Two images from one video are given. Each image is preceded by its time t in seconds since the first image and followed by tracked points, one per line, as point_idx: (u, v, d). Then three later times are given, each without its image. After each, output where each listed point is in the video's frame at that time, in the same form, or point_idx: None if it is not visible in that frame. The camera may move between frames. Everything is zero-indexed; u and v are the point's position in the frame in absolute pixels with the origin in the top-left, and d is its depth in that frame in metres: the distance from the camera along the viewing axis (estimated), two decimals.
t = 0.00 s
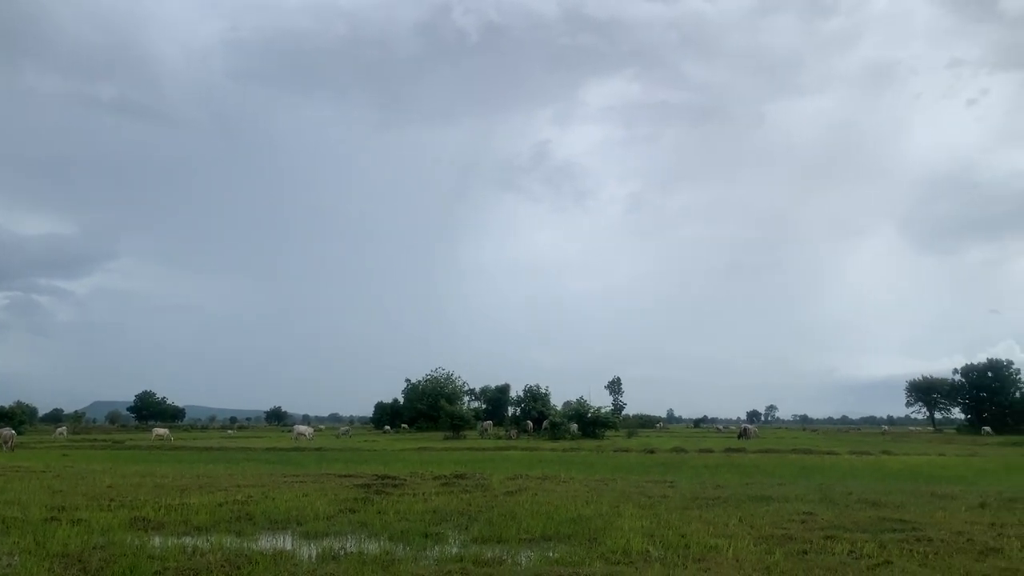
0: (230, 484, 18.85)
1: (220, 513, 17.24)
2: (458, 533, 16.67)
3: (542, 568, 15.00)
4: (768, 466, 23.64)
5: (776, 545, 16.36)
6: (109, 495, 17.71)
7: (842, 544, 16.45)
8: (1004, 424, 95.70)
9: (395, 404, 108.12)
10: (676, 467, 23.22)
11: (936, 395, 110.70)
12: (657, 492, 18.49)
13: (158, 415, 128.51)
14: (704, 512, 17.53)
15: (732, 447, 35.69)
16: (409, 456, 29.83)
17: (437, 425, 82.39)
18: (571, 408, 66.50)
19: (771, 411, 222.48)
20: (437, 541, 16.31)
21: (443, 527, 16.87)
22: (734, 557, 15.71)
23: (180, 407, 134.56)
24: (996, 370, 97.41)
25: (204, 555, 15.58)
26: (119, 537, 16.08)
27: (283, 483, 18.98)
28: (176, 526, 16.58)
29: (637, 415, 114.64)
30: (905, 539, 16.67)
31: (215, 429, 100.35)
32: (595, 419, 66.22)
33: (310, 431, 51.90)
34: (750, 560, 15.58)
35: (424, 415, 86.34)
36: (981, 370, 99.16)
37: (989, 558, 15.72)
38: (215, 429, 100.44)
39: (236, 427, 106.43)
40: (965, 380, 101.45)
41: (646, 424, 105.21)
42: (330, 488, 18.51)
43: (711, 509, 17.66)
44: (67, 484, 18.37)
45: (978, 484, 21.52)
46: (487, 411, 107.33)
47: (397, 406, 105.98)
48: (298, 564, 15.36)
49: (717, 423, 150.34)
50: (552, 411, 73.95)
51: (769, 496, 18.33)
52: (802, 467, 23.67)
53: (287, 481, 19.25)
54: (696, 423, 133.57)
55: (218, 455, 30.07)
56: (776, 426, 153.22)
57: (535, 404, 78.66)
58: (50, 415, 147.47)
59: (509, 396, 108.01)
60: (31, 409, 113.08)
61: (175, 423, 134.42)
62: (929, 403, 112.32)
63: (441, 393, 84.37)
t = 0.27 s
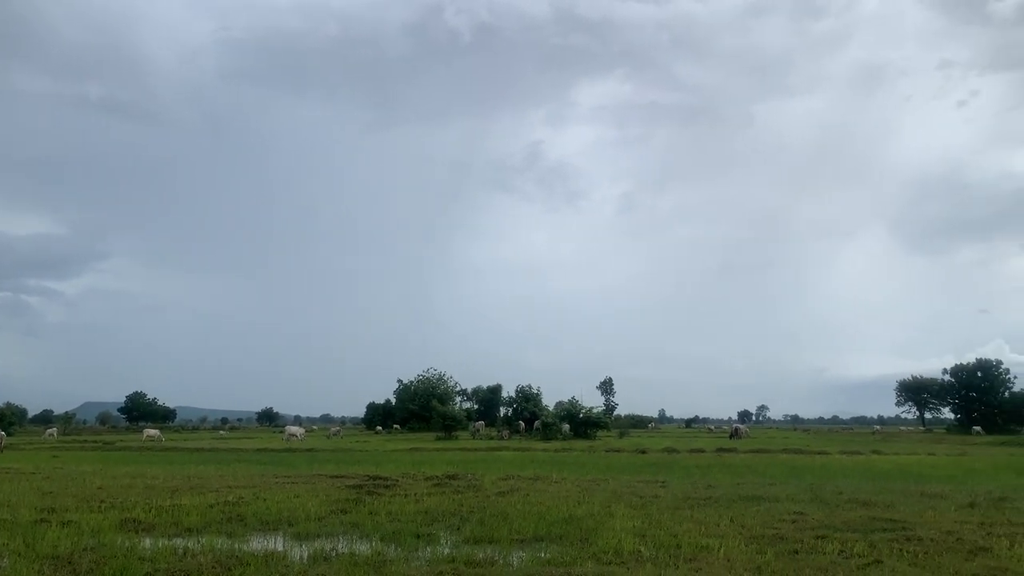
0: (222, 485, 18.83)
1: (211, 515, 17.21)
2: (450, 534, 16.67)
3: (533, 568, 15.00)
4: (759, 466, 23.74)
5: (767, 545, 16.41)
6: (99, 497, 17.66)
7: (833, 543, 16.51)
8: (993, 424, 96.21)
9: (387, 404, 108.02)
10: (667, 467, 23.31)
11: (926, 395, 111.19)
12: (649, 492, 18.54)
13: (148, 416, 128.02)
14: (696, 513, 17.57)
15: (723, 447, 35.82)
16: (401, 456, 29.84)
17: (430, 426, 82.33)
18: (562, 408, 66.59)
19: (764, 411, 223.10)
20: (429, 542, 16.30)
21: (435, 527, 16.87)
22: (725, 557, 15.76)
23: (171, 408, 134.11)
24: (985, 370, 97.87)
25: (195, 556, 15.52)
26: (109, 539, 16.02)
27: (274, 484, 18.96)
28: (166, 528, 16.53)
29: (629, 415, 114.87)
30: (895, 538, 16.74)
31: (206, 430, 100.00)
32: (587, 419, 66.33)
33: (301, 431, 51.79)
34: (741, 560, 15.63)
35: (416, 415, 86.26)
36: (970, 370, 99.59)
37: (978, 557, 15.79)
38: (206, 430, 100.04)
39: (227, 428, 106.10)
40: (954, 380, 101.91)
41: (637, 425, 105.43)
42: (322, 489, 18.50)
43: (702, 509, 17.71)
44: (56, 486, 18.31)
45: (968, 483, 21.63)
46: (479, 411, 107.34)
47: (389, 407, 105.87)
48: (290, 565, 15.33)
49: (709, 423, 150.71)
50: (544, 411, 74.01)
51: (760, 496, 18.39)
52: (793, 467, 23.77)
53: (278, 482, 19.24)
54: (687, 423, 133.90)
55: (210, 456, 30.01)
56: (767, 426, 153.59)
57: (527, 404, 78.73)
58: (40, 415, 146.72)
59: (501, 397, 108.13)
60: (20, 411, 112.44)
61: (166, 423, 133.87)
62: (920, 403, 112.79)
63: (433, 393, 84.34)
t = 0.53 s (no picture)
0: (214, 486, 18.80)
1: (204, 516, 17.17)
2: (443, 535, 16.66)
3: (527, 570, 14.99)
4: (752, 467, 23.80)
5: (760, 546, 16.44)
6: (91, 498, 17.61)
7: (826, 544, 16.55)
8: (985, 424, 96.66)
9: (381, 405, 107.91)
10: (661, 468, 23.35)
11: (919, 396, 111.56)
12: (642, 493, 18.57)
13: (141, 416, 127.63)
14: (689, 514, 17.59)
15: (716, 449, 35.88)
16: (395, 457, 29.84)
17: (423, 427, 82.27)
18: (556, 409, 66.61)
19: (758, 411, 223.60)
20: (422, 544, 16.27)
21: (428, 528, 16.85)
22: (718, 558, 15.78)
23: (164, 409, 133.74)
24: (977, 372, 98.23)
25: (188, 557, 15.46)
26: (101, 540, 15.96)
27: (267, 485, 18.93)
28: (159, 529, 16.48)
29: (622, 416, 115.04)
30: (888, 539, 16.79)
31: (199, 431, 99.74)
32: (580, 420, 66.38)
33: (294, 432, 51.70)
34: (734, 561, 15.65)
35: (410, 416, 86.17)
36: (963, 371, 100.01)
37: (970, 558, 15.85)
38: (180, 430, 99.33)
39: (220, 429, 105.84)
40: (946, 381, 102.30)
41: (631, 425, 105.57)
42: (315, 490, 18.48)
43: (696, 510, 17.73)
44: (48, 487, 18.24)
45: (960, 484, 21.72)
46: (473, 412, 107.30)
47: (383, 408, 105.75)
48: (283, 566, 15.28)
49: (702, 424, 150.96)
50: (537, 412, 74.04)
51: (753, 497, 18.43)
52: (786, 468, 23.83)
53: (271, 483, 19.21)
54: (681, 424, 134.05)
55: (203, 457, 29.94)
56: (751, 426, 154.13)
57: (520, 405, 78.75)
58: (33, 415, 146.15)
59: (495, 398, 108.18)
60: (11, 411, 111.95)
61: (159, 423, 133.48)
62: (912, 404, 113.19)
63: (427, 394, 84.28)
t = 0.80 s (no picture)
0: (207, 486, 18.76)
1: (196, 516, 17.13)
2: (436, 535, 16.64)
3: (520, 570, 14.97)
4: (745, 468, 23.86)
5: (753, 546, 16.46)
6: (83, 498, 17.55)
7: (818, 545, 16.58)
8: (976, 425, 97.13)
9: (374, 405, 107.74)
10: (653, 469, 23.39)
11: (911, 397, 111.90)
12: (635, 493, 18.59)
13: (133, 417, 127.23)
14: (682, 514, 17.61)
15: (709, 449, 35.95)
16: (388, 457, 29.80)
17: (417, 427, 82.15)
18: (549, 410, 66.64)
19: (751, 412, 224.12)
20: (415, 544, 16.25)
21: (421, 529, 16.83)
22: (711, 559, 15.79)
23: (156, 409, 133.39)
24: (969, 373, 98.59)
25: (180, 558, 15.41)
26: (92, 540, 15.90)
27: (260, 485, 18.90)
28: (150, 529, 16.42)
29: (615, 416, 115.18)
30: (880, 540, 16.83)
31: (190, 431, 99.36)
32: (574, 420, 66.43)
33: (286, 432, 51.55)
34: (727, 561, 15.66)
35: (403, 416, 86.03)
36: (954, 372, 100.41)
37: (962, 559, 15.90)
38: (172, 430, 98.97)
39: (212, 429, 105.53)
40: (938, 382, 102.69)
41: (624, 426, 105.70)
42: (307, 490, 18.46)
43: (689, 511, 17.75)
44: (39, 487, 18.17)
45: (952, 485, 21.81)
46: (466, 412, 107.25)
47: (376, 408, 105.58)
48: (275, 566, 15.24)
49: (694, 425, 151.21)
50: (530, 412, 74.04)
51: (746, 498, 18.47)
52: (779, 469, 23.89)
53: (264, 483, 19.17)
54: (673, 424, 134.27)
55: (196, 457, 29.86)
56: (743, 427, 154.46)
57: (514, 405, 78.77)
58: (24, 415, 145.37)
59: (488, 398, 108.16)
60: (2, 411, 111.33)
61: (151, 423, 132.96)
62: (904, 405, 113.58)
63: (420, 394, 84.19)
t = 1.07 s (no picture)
0: (198, 485, 18.72)
1: (187, 514, 17.09)
2: (428, 534, 16.63)
3: (512, 569, 14.98)
4: (736, 467, 23.92)
5: (744, 545, 16.51)
6: (73, 496, 17.50)
7: (809, 543, 16.64)
8: (967, 425, 97.61)
9: (367, 404, 107.58)
10: (646, 468, 23.43)
11: (902, 397, 112.26)
12: (627, 492, 18.63)
13: (124, 415, 126.79)
14: (674, 513, 17.65)
15: (700, 449, 36.02)
16: (381, 456, 29.76)
17: (409, 426, 82.06)
18: (541, 409, 66.67)
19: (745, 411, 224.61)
20: (407, 543, 16.24)
21: (413, 528, 16.82)
22: (702, 558, 15.82)
23: (148, 408, 132.97)
24: (960, 373, 98.91)
25: (171, 556, 15.37)
26: (83, 539, 15.86)
27: (252, 484, 18.87)
28: (141, 528, 16.38)
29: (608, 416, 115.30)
30: (870, 539, 16.90)
31: (182, 429, 99.01)
32: (566, 420, 66.46)
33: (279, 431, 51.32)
34: (718, 560, 15.70)
35: (396, 415, 85.93)
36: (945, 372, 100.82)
37: (952, 558, 15.98)
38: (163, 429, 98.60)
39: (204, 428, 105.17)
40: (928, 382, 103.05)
41: (617, 425, 105.83)
42: (299, 489, 18.43)
43: (681, 510, 17.79)
44: (29, 486, 18.10)
45: (942, 484, 21.91)
46: (459, 412, 107.20)
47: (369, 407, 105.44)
48: (266, 565, 15.21)
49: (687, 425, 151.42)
50: (523, 411, 74.06)
51: (737, 497, 18.52)
52: (770, 468, 23.97)
53: (256, 482, 19.14)
54: (665, 424, 134.45)
55: (188, 456, 29.79)
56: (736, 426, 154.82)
57: (506, 404, 78.78)
58: (15, 414, 144.61)
59: (481, 397, 108.13)
60: None
61: (142, 422, 132.33)
62: (896, 405, 113.97)
63: (413, 393, 84.10)
